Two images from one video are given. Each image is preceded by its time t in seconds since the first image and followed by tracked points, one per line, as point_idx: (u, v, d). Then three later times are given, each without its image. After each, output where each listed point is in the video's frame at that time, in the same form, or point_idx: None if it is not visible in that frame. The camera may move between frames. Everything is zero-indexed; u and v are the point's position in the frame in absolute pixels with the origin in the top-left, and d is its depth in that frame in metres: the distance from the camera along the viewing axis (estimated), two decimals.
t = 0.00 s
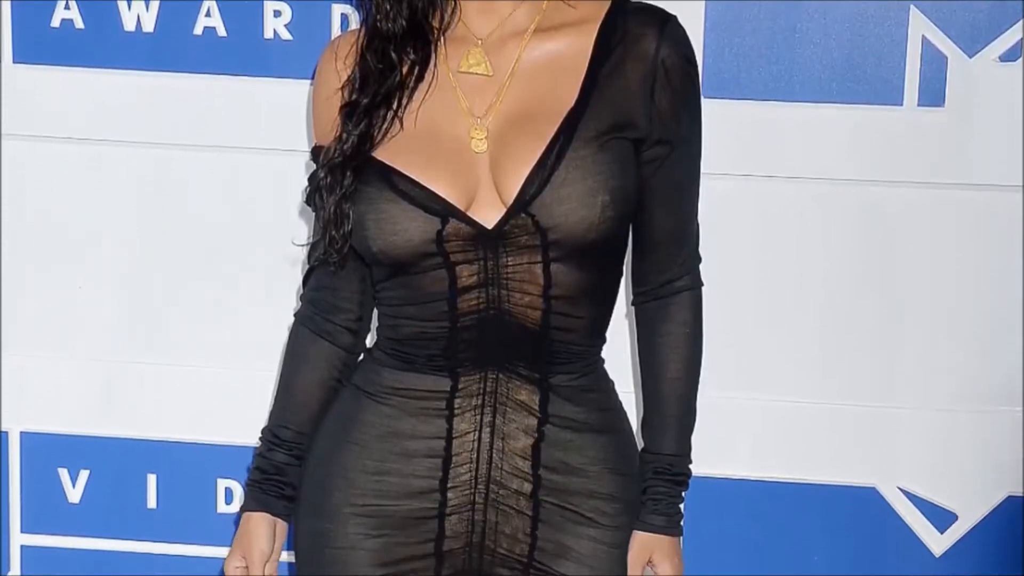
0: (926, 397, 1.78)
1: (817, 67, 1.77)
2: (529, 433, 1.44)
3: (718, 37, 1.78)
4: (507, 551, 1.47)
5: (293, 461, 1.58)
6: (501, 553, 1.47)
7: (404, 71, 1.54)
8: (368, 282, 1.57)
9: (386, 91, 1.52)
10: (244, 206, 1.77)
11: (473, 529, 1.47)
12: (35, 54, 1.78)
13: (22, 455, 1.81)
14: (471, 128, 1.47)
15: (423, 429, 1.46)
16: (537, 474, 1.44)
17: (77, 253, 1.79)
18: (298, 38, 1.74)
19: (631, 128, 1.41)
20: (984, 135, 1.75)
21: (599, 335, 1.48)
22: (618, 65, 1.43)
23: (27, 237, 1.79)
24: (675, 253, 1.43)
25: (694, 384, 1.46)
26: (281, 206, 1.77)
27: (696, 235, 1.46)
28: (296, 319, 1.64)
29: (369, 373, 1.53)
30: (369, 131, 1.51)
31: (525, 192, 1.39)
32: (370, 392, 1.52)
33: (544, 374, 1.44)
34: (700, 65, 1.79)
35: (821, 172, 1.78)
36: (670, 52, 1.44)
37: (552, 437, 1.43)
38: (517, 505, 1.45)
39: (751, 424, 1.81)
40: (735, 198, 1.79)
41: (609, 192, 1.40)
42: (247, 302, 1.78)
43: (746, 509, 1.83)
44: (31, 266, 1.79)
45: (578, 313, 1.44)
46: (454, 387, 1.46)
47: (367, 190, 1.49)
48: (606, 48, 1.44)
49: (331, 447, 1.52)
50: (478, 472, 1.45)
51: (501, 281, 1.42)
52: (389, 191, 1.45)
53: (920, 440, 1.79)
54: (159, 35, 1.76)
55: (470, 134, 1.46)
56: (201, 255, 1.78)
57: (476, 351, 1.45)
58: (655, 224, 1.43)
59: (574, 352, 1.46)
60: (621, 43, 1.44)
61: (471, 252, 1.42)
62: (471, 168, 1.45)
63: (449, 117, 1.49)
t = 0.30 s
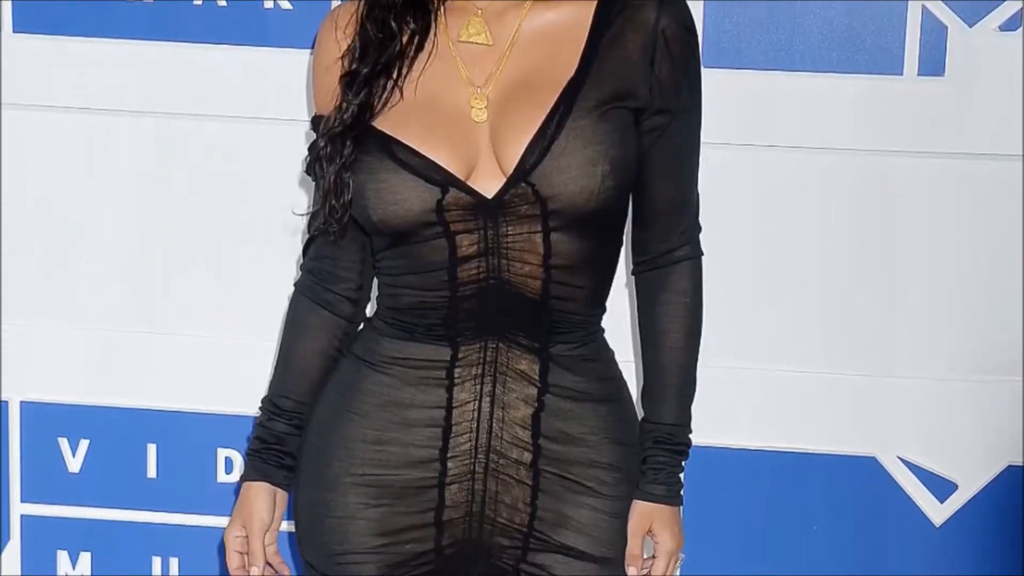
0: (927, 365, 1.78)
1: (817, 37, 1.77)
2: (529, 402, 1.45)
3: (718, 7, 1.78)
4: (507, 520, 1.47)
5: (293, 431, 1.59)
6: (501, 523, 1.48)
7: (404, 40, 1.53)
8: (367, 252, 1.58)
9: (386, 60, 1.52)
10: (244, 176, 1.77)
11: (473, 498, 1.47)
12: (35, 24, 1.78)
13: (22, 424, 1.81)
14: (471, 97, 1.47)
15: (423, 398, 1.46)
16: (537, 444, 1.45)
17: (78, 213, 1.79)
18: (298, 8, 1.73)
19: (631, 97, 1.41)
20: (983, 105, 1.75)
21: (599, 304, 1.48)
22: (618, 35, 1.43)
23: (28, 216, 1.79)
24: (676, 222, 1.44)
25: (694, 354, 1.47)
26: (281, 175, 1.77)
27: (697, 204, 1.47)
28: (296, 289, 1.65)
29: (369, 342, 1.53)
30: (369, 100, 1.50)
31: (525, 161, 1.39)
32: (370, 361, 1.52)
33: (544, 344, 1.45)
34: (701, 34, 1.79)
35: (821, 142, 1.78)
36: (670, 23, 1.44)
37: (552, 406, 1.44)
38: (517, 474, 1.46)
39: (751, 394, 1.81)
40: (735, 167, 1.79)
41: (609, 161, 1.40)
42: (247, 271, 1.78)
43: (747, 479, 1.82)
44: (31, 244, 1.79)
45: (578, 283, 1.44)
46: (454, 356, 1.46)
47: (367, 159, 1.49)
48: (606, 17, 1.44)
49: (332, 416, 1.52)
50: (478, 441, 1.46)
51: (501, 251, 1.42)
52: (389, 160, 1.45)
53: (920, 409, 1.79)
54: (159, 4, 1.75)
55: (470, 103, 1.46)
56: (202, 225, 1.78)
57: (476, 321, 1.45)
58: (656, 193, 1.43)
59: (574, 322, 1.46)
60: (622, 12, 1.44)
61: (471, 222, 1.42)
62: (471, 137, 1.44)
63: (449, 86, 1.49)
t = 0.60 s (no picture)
0: (927, 334, 1.77)
1: (817, 6, 1.75)
2: (529, 372, 1.45)
3: None
4: (507, 490, 1.47)
5: (292, 401, 1.59)
6: (501, 493, 1.48)
7: (404, 9, 1.52)
8: (367, 221, 1.58)
9: (386, 30, 1.50)
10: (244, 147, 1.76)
11: (473, 468, 1.47)
12: None
13: (21, 394, 1.81)
14: (471, 66, 1.45)
15: (423, 367, 1.47)
16: (537, 413, 1.45)
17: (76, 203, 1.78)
18: None
19: (632, 67, 1.41)
20: (983, 75, 1.73)
21: (599, 274, 1.48)
22: (617, 6, 1.43)
23: (27, 216, 1.79)
24: (676, 191, 1.44)
25: (694, 324, 1.48)
26: (281, 145, 1.76)
27: (696, 173, 1.47)
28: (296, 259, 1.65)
29: (369, 312, 1.53)
30: (369, 70, 1.49)
31: (525, 131, 1.38)
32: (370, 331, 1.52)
33: (544, 314, 1.45)
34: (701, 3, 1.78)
35: (820, 110, 1.76)
36: None
37: (552, 375, 1.45)
38: (517, 444, 1.46)
39: (750, 360, 1.81)
40: (734, 138, 1.78)
41: (609, 130, 1.39)
42: (247, 241, 1.77)
43: (747, 449, 1.82)
44: (29, 245, 1.79)
45: (578, 253, 1.45)
46: (454, 326, 1.46)
47: (366, 128, 1.48)
48: None
49: (332, 386, 1.52)
50: (478, 411, 1.46)
51: (502, 220, 1.42)
52: (389, 129, 1.44)
53: (920, 378, 1.79)
54: None
55: (470, 72, 1.45)
56: (201, 194, 1.77)
57: (476, 291, 1.45)
58: (656, 164, 1.44)
59: (574, 291, 1.46)
60: None
61: (471, 191, 1.41)
62: (471, 107, 1.43)
63: (449, 56, 1.47)
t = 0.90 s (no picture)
0: (928, 304, 1.77)
1: None
2: (529, 341, 1.45)
3: None
4: (507, 460, 1.47)
5: (292, 369, 1.59)
6: (501, 463, 1.48)
7: None
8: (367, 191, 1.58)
9: None
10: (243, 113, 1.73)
11: (473, 438, 1.47)
12: None
13: (21, 364, 1.80)
14: (471, 36, 1.44)
15: (423, 337, 1.46)
16: (537, 383, 1.45)
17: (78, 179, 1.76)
18: None
19: (631, 37, 1.41)
20: (984, 47, 1.72)
21: (600, 243, 1.48)
22: None
23: (27, 216, 1.77)
24: (676, 161, 1.44)
25: (693, 293, 1.48)
26: (281, 114, 1.74)
27: (696, 143, 1.47)
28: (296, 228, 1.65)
29: (369, 282, 1.52)
30: (369, 40, 1.48)
31: (525, 101, 1.38)
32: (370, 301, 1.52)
33: (544, 284, 1.45)
34: None
35: (821, 82, 1.74)
36: None
37: (552, 345, 1.45)
38: (517, 414, 1.46)
39: (750, 329, 1.80)
40: (735, 109, 1.77)
41: (609, 100, 1.39)
42: (247, 210, 1.76)
43: (748, 419, 1.81)
44: (30, 245, 1.78)
45: (577, 223, 1.45)
46: (453, 296, 1.46)
47: (366, 98, 1.47)
48: None
49: (332, 355, 1.52)
50: (478, 381, 1.46)
51: (501, 190, 1.42)
52: (389, 99, 1.43)
53: (921, 347, 1.78)
54: None
55: (470, 42, 1.44)
56: (202, 162, 1.75)
57: (476, 260, 1.45)
58: (656, 134, 1.43)
59: (573, 261, 1.46)
60: None
61: (471, 161, 1.41)
62: (471, 76, 1.43)
63: (449, 25, 1.46)
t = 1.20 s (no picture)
0: (928, 272, 1.77)
1: None
2: (529, 311, 1.45)
3: None
4: (507, 429, 1.48)
5: (292, 339, 1.60)
6: (501, 432, 1.48)
7: None
8: (367, 160, 1.58)
9: None
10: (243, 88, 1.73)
11: (473, 408, 1.48)
12: None
13: (21, 334, 1.80)
14: (471, 5, 1.43)
15: (423, 307, 1.47)
16: (537, 352, 1.45)
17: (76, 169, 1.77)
18: None
19: (632, 6, 1.41)
20: (986, 17, 1.71)
21: (600, 213, 1.48)
22: None
23: (26, 220, 1.78)
24: (676, 130, 1.44)
25: (693, 262, 1.47)
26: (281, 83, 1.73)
27: (696, 112, 1.47)
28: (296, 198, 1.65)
29: (369, 251, 1.52)
30: (369, 9, 1.47)
31: (525, 70, 1.37)
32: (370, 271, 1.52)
33: (544, 253, 1.45)
34: None
35: (821, 52, 1.73)
36: None
37: (552, 315, 1.44)
38: (517, 383, 1.46)
39: (751, 298, 1.79)
40: (735, 77, 1.75)
41: (609, 69, 1.39)
42: (246, 179, 1.75)
43: (748, 390, 1.80)
44: (30, 249, 1.79)
45: (577, 192, 1.44)
46: (453, 266, 1.46)
47: (367, 68, 1.47)
48: None
49: (331, 324, 1.52)
50: (478, 351, 1.46)
51: (501, 159, 1.41)
52: (389, 69, 1.43)
53: (921, 316, 1.78)
54: None
55: (469, 11, 1.43)
56: (202, 130, 1.74)
57: (476, 230, 1.45)
58: (657, 103, 1.43)
59: (573, 231, 1.46)
60: None
61: (471, 131, 1.41)
62: (471, 46, 1.42)
63: None
